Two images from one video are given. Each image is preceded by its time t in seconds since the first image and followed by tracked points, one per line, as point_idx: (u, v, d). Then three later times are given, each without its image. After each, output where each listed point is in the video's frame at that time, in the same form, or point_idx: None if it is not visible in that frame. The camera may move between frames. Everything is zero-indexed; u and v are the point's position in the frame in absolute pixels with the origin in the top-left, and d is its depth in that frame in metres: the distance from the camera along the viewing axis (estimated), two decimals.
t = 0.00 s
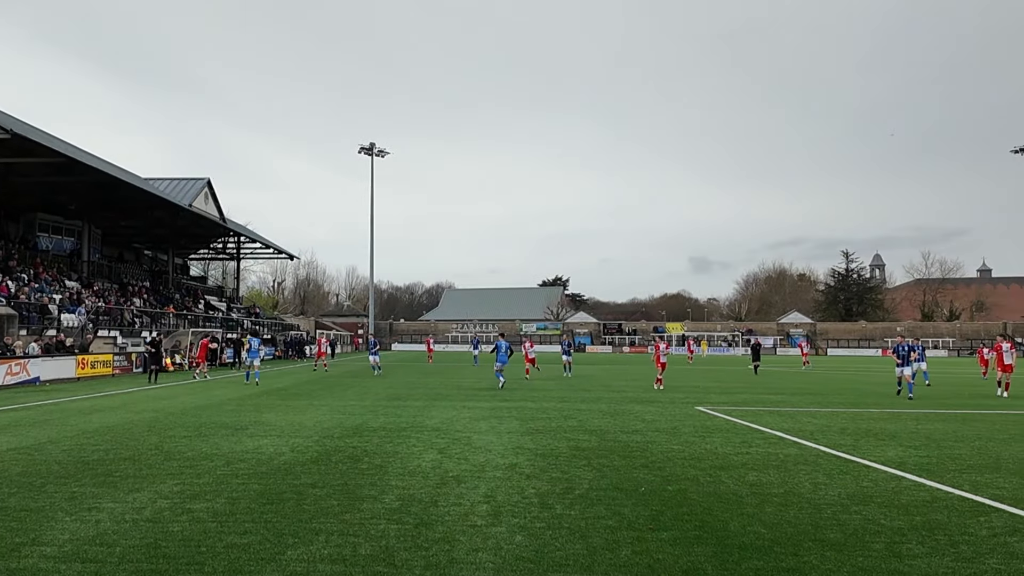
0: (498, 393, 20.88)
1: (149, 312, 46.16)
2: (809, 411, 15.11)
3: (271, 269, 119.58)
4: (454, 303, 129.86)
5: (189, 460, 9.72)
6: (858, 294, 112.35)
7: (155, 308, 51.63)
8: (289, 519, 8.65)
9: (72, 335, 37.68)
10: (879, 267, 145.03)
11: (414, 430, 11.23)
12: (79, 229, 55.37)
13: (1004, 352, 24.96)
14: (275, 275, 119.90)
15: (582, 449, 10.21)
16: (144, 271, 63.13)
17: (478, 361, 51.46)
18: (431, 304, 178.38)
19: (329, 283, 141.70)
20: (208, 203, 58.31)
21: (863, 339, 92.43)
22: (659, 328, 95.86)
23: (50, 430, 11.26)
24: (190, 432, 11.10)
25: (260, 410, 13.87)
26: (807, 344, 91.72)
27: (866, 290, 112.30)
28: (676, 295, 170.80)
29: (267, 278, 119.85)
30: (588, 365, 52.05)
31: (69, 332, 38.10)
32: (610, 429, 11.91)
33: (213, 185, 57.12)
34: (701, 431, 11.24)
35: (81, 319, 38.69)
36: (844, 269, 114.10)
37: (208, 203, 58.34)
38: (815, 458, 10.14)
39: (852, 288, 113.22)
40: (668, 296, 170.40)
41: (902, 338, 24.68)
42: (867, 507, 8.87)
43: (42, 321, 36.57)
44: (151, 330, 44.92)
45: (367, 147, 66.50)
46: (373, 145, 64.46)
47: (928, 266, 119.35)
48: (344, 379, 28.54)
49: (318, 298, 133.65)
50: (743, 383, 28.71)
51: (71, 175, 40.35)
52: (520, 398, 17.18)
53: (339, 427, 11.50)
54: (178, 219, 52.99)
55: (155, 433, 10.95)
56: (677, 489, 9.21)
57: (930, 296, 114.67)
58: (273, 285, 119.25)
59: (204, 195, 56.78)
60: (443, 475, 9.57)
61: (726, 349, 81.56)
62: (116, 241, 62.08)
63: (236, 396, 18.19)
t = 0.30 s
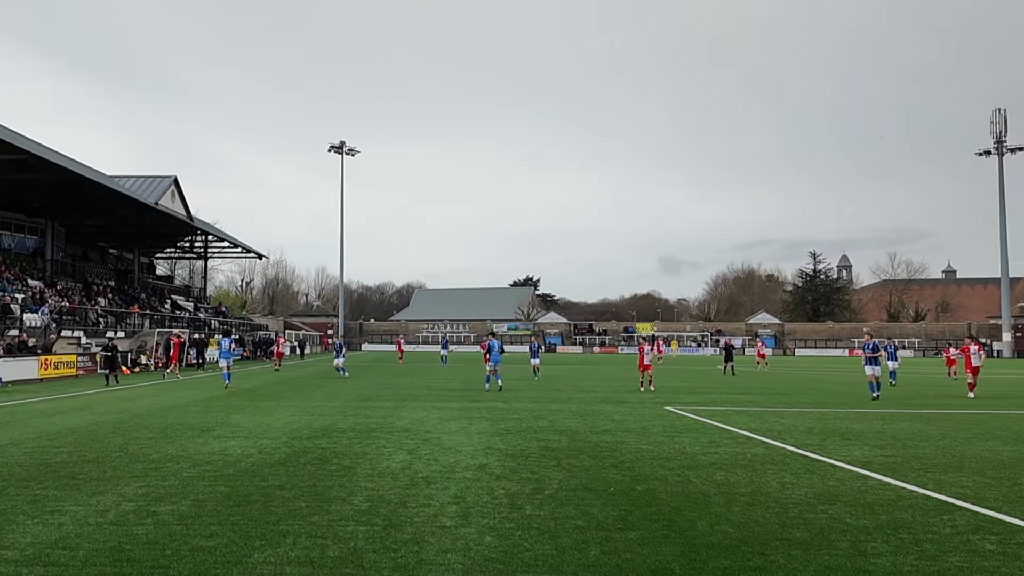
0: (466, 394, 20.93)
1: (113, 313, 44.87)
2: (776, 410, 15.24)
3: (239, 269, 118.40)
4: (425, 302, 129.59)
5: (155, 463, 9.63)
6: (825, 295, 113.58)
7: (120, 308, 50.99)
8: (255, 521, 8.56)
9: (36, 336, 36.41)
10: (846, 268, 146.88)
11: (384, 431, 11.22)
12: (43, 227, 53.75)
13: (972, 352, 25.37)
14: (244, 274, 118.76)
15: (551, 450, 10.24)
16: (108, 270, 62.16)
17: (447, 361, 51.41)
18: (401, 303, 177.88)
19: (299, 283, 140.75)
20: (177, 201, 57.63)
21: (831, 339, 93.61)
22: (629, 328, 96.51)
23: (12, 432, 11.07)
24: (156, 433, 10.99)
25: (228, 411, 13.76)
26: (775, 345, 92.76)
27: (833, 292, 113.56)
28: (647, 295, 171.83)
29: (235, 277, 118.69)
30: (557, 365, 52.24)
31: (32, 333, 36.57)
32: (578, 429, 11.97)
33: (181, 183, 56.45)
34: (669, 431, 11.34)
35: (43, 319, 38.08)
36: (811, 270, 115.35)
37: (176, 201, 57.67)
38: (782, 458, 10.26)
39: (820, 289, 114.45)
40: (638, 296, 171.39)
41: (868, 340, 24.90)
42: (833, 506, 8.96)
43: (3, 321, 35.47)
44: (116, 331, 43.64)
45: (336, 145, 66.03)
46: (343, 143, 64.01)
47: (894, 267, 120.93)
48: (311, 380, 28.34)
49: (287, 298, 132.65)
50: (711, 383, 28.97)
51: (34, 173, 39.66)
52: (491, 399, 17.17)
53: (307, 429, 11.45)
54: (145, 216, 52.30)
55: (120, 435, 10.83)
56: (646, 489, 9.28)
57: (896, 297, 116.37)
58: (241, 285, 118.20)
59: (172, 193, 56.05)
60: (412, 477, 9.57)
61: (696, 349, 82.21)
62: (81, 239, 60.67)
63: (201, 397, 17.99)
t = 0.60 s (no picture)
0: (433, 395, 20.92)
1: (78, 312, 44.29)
2: (745, 410, 15.36)
3: (207, 268, 117.13)
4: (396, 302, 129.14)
5: (120, 466, 9.53)
6: (792, 296, 114.70)
7: (85, 308, 50.22)
8: (223, 523, 8.45)
9: None
10: (814, 269, 148.63)
11: (354, 432, 11.20)
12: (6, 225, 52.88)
13: (942, 352, 25.77)
14: (212, 273, 117.51)
15: (521, 450, 10.27)
16: (73, 269, 61.23)
17: (417, 361, 51.31)
18: (371, 303, 177.14)
19: (268, 282, 139.61)
20: (144, 199, 56.88)
21: (798, 340, 94.63)
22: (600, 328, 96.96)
23: None
24: (121, 435, 10.87)
25: (195, 412, 13.63)
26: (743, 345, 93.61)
27: (800, 292, 114.74)
28: (618, 295, 172.68)
29: (203, 276, 117.38)
30: (527, 365, 52.34)
31: None
32: (548, 429, 12.00)
33: (148, 181, 55.74)
34: (638, 432, 11.39)
35: (6, 318, 37.41)
36: (780, 271, 116.50)
37: (143, 199, 56.92)
38: (750, 458, 10.36)
39: (787, 290, 115.56)
40: (608, 296, 172.14)
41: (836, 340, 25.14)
42: (799, 505, 9.05)
43: None
44: (81, 331, 43.05)
45: (306, 144, 65.74)
46: (312, 141, 63.60)
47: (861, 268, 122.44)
48: (278, 381, 28.16)
49: (256, 297, 131.58)
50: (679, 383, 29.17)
51: None
52: (462, 399, 17.17)
53: (276, 430, 11.39)
54: (111, 214, 51.58)
55: (84, 437, 10.71)
56: (616, 489, 9.33)
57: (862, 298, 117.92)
58: (208, 284, 117.08)
59: (139, 191, 55.34)
60: (381, 478, 9.55)
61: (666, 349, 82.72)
62: (45, 238, 59.78)
63: (167, 398, 17.79)
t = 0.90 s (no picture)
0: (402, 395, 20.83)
1: (43, 312, 43.59)
2: (715, 410, 15.44)
3: (176, 267, 115.72)
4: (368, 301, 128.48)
5: (86, 468, 9.43)
6: (762, 296, 115.57)
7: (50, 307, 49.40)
8: (191, 525, 8.33)
9: None
10: (784, 269, 150.06)
11: (324, 433, 11.17)
12: None
13: (919, 353, 26.09)
14: (180, 272, 116.11)
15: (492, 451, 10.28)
16: (38, 268, 60.22)
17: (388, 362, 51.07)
18: (342, 303, 176.07)
19: (237, 282, 138.24)
20: (110, 197, 56.10)
21: (768, 339, 95.44)
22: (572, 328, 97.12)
23: None
24: (86, 436, 10.74)
25: (163, 413, 13.48)
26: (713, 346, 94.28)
27: (770, 292, 115.68)
28: (589, 296, 173.15)
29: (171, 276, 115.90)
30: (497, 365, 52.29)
31: None
32: (519, 429, 12.03)
33: (115, 179, 54.98)
34: (609, 431, 11.41)
35: None
36: (750, 271, 117.37)
37: (110, 198, 56.14)
38: (720, 458, 10.46)
39: (757, 290, 116.41)
40: (580, 296, 172.51)
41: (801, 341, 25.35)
42: (766, 505, 9.12)
43: None
44: (46, 331, 42.38)
45: (277, 142, 65.25)
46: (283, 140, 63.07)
47: (830, 269, 123.71)
48: (246, 382, 27.83)
49: (225, 297, 130.31)
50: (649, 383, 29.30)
51: None
52: (432, 400, 17.14)
53: (246, 431, 11.31)
54: (77, 212, 50.80)
55: (49, 439, 10.58)
56: (587, 489, 9.36)
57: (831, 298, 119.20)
58: (176, 284, 115.68)
59: (105, 189, 54.56)
60: (352, 479, 9.53)
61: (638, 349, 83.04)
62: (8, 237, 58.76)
63: (133, 399, 17.57)
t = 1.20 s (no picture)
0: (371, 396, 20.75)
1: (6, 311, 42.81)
2: (685, 409, 15.53)
3: (143, 266, 114.32)
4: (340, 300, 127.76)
5: (50, 470, 9.31)
6: (732, 296, 116.42)
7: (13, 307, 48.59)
8: (159, 528, 8.23)
9: None
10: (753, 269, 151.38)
11: (294, 434, 11.12)
12: None
13: (892, 353, 26.48)
14: (148, 271, 114.72)
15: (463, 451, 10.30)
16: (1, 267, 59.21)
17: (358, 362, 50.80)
18: (313, 303, 174.94)
19: (206, 281, 136.88)
20: (76, 195, 55.30)
21: (737, 339, 96.27)
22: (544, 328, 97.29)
23: None
24: (51, 438, 10.60)
25: (129, 414, 13.33)
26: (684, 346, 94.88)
27: (740, 292, 116.60)
28: (561, 295, 173.51)
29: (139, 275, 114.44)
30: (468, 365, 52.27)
31: None
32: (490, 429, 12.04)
33: (80, 176, 54.17)
34: (580, 431, 11.43)
35: None
36: (720, 271, 118.16)
37: (75, 195, 55.34)
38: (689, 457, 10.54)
39: (727, 290, 117.26)
40: (552, 296, 172.87)
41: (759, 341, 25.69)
42: (733, 505, 9.19)
43: None
44: (10, 331, 41.67)
45: (246, 139, 64.55)
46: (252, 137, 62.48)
47: (799, 270, 124.96)
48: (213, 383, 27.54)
49: (194, 297, 128.99)
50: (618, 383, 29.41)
51: None
52: (402, 400, 17.11)
53: (215, 433, 11.23)
54: (42, 210, 49.98)
55: (12, 440, 10.42)
56: (556, 489, 9.39)
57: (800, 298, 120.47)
58: (144, 283, 114.29)
59: (71, 186, 53.74)
60: (322, 480, 9.49)
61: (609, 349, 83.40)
62: None
63: (98, 401, 17.34)
